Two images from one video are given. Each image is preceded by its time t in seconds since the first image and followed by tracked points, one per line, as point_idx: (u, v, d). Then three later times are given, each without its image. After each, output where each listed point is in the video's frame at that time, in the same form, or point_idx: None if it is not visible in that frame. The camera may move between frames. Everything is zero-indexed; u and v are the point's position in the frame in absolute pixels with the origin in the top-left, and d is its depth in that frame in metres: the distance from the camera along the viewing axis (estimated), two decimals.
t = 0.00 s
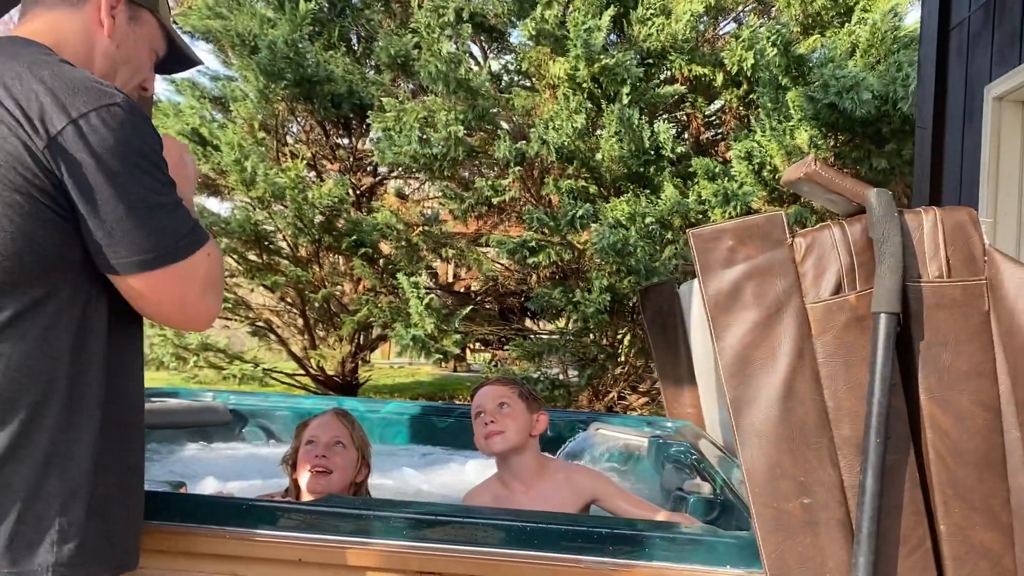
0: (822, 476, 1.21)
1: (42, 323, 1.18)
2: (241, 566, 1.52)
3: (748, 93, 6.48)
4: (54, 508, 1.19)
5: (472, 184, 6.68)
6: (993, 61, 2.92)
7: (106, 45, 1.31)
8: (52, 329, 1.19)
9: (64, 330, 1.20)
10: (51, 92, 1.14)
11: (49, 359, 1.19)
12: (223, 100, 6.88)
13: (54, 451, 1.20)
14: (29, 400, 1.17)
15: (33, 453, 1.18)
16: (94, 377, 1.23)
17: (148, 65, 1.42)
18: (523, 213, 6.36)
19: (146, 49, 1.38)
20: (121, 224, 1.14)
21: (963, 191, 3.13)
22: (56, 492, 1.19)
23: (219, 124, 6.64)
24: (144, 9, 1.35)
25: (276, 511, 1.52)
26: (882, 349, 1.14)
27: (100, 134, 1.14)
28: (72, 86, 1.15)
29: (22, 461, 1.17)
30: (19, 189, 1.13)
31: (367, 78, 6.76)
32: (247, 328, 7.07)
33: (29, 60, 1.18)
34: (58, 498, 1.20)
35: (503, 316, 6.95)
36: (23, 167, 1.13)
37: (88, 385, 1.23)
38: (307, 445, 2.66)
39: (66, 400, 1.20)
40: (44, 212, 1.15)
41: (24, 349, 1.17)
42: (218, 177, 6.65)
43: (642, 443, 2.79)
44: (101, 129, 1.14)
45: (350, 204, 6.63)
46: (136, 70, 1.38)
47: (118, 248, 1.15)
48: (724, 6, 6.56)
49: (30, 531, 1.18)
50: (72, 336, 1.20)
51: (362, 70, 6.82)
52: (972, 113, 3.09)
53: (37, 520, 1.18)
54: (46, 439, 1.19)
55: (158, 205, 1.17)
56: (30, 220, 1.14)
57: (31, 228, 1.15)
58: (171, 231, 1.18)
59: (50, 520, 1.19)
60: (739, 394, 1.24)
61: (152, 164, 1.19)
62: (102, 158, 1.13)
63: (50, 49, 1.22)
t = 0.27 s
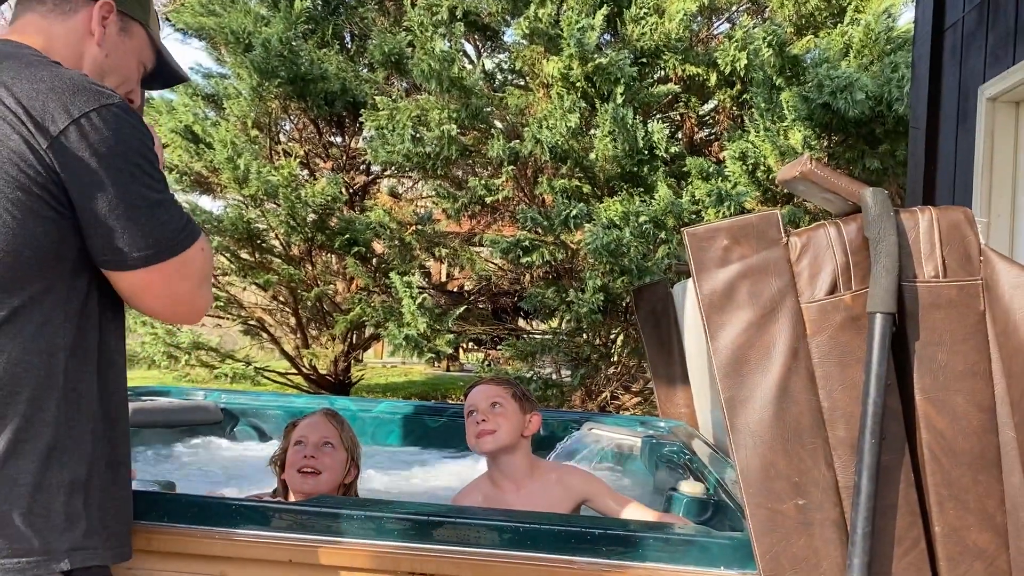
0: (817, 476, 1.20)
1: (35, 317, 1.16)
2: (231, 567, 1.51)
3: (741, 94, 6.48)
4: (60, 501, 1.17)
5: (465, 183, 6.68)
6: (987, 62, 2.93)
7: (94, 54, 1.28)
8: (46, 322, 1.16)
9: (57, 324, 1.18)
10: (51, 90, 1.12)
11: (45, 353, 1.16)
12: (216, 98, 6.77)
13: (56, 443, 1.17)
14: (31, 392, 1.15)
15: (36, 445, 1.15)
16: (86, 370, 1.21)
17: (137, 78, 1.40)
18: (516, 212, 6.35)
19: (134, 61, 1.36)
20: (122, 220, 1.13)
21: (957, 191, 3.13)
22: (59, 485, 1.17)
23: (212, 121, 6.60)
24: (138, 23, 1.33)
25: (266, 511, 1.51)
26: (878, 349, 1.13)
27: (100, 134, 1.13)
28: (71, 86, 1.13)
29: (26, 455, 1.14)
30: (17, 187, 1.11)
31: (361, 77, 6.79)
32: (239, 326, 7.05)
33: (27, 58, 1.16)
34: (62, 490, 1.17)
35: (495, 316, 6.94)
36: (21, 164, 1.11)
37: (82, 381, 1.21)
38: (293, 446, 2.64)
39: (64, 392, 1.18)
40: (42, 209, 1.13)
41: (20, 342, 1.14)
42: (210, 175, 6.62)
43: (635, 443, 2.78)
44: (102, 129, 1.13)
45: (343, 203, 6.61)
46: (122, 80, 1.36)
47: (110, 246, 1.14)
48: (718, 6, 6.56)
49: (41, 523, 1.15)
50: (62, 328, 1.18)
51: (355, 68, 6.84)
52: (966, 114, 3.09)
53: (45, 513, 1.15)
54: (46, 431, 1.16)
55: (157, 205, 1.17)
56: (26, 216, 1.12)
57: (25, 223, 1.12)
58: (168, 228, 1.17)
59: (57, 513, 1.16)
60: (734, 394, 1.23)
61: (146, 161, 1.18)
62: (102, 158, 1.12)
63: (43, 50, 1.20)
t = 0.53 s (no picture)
0: (825, 482, 1.20)
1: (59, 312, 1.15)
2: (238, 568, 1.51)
3: (744, 99, 6.47)
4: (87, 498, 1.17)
5: (467, 186, 6.66)
6: (993, 70, 2.93)
7: (141, 79, 1.30)
8: (69, 320, 1.16)
9: (81, 324, 1.18)
10: (85, 102, 1.16)
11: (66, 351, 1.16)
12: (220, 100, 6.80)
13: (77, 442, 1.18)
14: (58, 390, 1.15)
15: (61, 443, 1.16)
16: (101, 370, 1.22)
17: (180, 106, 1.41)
18: (519, 216, 6.35)
19: (180, 88, 1.38)
20: (130, 224, 1.12)
21: (961, 198, 3.13)
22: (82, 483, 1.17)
23: (216, 123, 6.60)
24: (185, 50, 1.35)
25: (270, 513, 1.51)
26: (886, 356, 1.14)
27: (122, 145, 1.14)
28: (104, 99, 1.17)
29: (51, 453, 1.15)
30: (40, 192, 1.13)
31: (364, 79, 6.80)
32: (241, 327, 7.06)
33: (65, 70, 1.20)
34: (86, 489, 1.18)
35: (497, 319, 6.94)
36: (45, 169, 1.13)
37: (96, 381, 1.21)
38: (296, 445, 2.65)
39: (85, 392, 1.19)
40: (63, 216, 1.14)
41: (46, 339, 1.15)
42: (214, 177, 6.65)
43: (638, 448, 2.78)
44: (123, 140, 1.15)
45: (346, 205, 6.62)
46: (166, 106, 1.37)
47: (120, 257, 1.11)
48: (721, 12, 6.58)
49: (70, 519, 1.15)
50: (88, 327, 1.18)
51: (359, 70, 6.87)
52: (971, 121, 3.09)
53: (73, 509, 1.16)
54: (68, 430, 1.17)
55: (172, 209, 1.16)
56: (47, 222, 1.13)
57: (46, 226, 1.13)
58: (178, 236, 1.15)
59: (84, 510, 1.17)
60: (742, 400, 1.23)
61: (166, 172, 1.18)
62: (123, 167, 1.13)
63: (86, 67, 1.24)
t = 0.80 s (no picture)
0: (827, 489, 1.21)
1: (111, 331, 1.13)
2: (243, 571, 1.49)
3: (746, 106, 6.50)
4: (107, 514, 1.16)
5: (470, 191, 6.67)
6: (996, 79, 2.94)
7: (249, 132, 1.36)
8: (123, 338, 1.14)
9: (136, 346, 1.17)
10: (194, 146, 1.17)
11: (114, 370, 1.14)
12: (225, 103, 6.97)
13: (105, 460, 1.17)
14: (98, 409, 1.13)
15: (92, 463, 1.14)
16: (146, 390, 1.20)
17: (275, 163, 1.49)
18: (521, 221, 6.36)
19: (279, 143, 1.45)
20: (218, 263, 1.11)
21: (964, 206, 3.14)
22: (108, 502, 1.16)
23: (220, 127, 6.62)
24: (288, 107, 1.43)
25: (275, 517, 1.50)
26: (890, 364, 1.14)
27: (219, 189, 1.14)
28: (211, 146, 1.18)
29: (83, 469, 1.13)
30: (127, 221, 1.13)
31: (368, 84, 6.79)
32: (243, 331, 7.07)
33: (179, 116, 1.22)
34: (109, 508, 1.17)
35: (498, 324, 6.94)
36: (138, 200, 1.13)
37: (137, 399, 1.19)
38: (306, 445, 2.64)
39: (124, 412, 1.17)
40: (142, 247, 1.13)
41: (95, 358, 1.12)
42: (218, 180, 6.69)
43: (641, 454, 2.78)
44: (221, 185, 1.14)
45: (349, 210, 6.65)
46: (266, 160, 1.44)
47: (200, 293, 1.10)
48: (724, 19, 6.60)
49: (89, 535, 1.14)
50: (135, 345, 1.15)
51: (363, 76, 6.82)
52: (974, 130, 3.10)
53: (93, 527, 1.15)
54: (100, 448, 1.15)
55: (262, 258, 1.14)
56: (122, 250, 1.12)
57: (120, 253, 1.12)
58: (265, 286, 1.14)
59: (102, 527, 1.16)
60: (746, 406, 1.23)
61: (264, 223, 1.17)
62: (216, 209, 1.12)
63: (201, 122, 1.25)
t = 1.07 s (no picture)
0: (827, 495, 1.20)
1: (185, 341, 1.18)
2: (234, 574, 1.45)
3: (748, 111, 6.50)
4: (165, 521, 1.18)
5: (470, 195, 6.68)
6: (998, 85, 2.93)
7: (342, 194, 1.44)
8: (195, 349, 1.19)
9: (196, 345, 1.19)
10: (292, 176, 1.25)
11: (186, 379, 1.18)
12: (226, 105, 7.02)
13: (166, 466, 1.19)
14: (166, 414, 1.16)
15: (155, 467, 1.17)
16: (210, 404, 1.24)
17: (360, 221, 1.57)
18: (522, 225, 6.36)
19: (363, 208, 1.52)
20: (297, 279, 1.16)
21: (965, 213, 3.13)
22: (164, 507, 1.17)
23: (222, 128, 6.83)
24: (378, 175, 1.51)
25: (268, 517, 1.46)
26: (890, 368, 1.14)
27: (312, 215, 1.21)
28: (307, 177, 1.26)
29: (146, 473, 1.15)
30: (220, 238, 1.20)
31: (370, 87, 6.71)
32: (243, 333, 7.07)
33: (280, 152, 1.31)
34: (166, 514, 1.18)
35: (498, 328, 6.94)
36: (234, 220, 1.21)
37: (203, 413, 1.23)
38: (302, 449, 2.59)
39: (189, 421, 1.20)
40: (231, 263, 1.20)
41: (172, 364, 1.17)
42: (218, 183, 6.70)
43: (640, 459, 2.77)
44: (313, 208, 1.22)
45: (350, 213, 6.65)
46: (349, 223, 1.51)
47: (269, 309, 1.15)
48: (726, 24, 6.62)
49: (148, 539, 1.15)
50: (201, 356, 1.19)
51: (365, 78, 6.77)
52: (975, 136, 3.10)
53: (152, 531, 1.16)
54: (163, 455, 1.18)
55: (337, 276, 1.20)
56: (211, 264, 1.19)
57: (208, 268, 1.19)
58: (335, 309, 1.18)
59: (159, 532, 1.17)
60: (745, 409, 1.23)
61: (346, 250, 1.23)
62: (306, 233, 1.19)
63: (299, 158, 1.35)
